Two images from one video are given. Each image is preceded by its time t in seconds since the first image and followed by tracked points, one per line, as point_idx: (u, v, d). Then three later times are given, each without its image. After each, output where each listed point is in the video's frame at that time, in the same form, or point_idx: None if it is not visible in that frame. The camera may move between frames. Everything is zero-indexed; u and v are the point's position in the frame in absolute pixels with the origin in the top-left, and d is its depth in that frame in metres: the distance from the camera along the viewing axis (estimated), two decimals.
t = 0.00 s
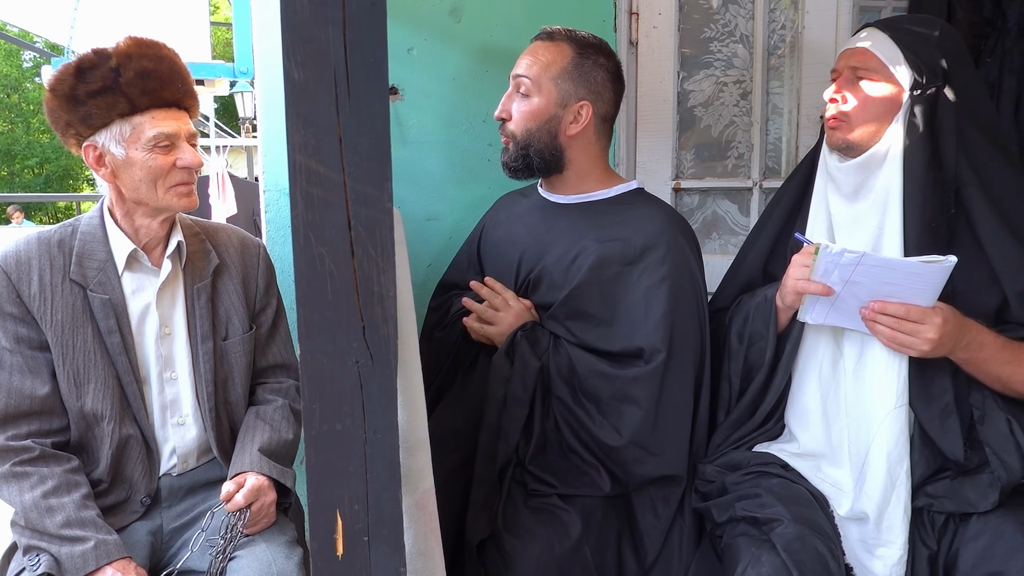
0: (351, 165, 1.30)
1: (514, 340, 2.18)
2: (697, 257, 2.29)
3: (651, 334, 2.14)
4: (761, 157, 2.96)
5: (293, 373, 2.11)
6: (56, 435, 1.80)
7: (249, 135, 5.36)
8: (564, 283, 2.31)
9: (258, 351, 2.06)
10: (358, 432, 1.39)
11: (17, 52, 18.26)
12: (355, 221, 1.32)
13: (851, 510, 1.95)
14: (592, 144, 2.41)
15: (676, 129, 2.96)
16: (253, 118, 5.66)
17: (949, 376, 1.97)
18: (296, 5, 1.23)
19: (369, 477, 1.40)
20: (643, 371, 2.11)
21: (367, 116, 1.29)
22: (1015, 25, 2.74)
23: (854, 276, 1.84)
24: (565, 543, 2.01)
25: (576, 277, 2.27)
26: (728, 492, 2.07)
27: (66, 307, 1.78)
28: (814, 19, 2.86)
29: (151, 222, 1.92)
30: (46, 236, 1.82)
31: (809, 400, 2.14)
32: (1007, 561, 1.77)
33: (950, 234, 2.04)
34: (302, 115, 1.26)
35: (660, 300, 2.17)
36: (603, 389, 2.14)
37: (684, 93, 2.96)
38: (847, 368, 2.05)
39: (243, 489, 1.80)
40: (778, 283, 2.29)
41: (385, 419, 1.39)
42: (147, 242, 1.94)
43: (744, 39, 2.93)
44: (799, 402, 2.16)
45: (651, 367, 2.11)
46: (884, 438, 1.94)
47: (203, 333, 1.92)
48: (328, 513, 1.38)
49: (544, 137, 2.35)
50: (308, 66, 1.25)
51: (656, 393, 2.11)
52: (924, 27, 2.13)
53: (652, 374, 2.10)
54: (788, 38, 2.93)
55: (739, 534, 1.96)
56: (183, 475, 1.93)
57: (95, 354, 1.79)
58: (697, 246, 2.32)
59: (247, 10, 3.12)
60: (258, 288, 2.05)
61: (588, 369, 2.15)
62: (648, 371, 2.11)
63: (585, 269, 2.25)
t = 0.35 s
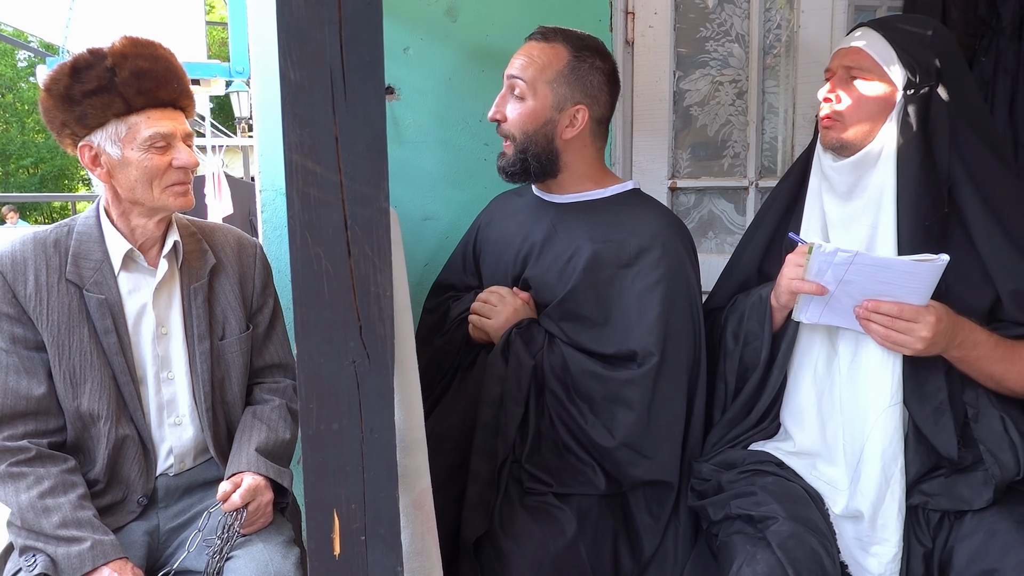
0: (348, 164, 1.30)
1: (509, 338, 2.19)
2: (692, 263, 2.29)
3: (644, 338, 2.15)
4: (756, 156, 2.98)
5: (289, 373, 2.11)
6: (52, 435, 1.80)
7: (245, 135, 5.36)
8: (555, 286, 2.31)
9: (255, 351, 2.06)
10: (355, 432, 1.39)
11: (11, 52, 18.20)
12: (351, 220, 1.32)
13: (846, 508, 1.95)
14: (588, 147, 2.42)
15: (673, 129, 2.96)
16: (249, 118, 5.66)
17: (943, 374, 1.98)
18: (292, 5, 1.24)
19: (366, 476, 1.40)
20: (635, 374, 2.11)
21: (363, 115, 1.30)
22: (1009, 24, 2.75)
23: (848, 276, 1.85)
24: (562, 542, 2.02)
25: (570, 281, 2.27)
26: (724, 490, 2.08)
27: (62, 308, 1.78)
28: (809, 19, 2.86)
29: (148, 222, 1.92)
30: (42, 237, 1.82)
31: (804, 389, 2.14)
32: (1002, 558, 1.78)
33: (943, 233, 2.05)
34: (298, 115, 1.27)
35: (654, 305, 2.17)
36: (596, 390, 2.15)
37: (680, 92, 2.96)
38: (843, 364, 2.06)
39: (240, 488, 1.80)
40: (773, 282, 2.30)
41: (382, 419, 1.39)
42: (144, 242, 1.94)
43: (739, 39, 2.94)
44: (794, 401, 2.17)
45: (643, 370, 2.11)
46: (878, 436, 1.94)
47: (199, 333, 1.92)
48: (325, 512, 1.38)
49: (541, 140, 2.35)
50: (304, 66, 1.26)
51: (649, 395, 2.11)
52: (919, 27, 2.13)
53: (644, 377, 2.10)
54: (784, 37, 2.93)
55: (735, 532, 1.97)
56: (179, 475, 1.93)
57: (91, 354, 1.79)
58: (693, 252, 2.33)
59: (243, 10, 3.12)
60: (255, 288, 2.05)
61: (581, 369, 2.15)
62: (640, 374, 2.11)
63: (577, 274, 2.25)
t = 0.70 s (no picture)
0: (346, 166, 1.31)
1: (515, 337, 2.21)
2: (700, 259, 2.31)
3: (652, 338, 2.15)
4: (754, 158, 3.00)
5: (288, 374, 2.12)
6: (50, 435, 1.80)
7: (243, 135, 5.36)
8: (569, 279, 2.31)
9: (253, 352, 2.06)
10: (353, 433, 1.39)
11: (8, 51, 18.16)
12: (350, 222, 1.32)
13: (843, 509, 1.96)
14: (605, 148, 2.44)
15: (670, 132, 2.97)
16: (247, 118, 5.66)
17: (939, 376, 1.99)
18: (291, 6, 1.24)
19: (364, 477, 1.40)
20: (641, 374, 2.11)
21: (362, 117, 1.30)
22: (1005, 27, 2.77)
23: (845, 279, 1.86)
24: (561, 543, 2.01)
25: (582, 275, 2.28)
26: (721, 492, 2.09)
27: (60, 308, 1.78)
28: (806, 21, 2.89)
29: (146, 222, 1.92)
30: (40, 237, 1.81)
31: (801, 395, 2.15)
32: (997, 560, 1.79)
33: (940, 235, 2.05)
34: (297, 116, 1.27)
35: (661, 307, 2.18)
36: (601, 389, 2.14)
37: (678, 94, 2.96)
38: (841, 363, 2.06)
39: (238, 490, 1.80)
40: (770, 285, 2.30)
41: (380, 420, 1.39)
42: (142, 243, 1.94)
43: (737, 41, 2.95)
44: (791, 402, 2.18)
45: (649, 370, 2.11)
46: (876, 437, 1.95)
47: (198, 333, 1.92)
48: (323, 513, 1.38)
49: (561, 140, 2.36)
50: (304, 67, 1.26)
51: (653, 395, 2.11)
52: (915, 30, 2.14)
53: (649, 376, 2.11)
54: (781, 39, 2.96)
55: (732, 534, 1.97)
56: (177, 476, 1.92)
57: (89, 354, 1.79)
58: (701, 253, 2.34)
59: (241, 10, 3.12)
60: (253, 289, 2.06)
61: (587, 368, 2.16)
62: (646, 373, 2.11)
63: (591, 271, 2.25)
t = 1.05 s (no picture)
0: (345, 172, 1.31)
1: (530, 363, 2.18)
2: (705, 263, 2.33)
3: (668, 349, 2.16)
4: (752, 162, 3.02)
5: (287, 380, 2.12)
6: (49, 441, 1.80)
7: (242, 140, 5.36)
8: (570, 291, 2.32)
9: (252, 357, 2.06)
10: (351, 439, 1.40)
11: (7, 56, 18.12)
12: (349, 229, 1.33)
13: (841, 514, 1.96)
14: (609, 156, 2.44)
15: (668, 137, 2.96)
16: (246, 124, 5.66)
17: (937, 381, 1.99)
18: (290, 14, 1.24)
19: (362, 483, 1.40)
20: (663, 387, 2.12)
21: (360, 124, 1.30)
22: (1003, 33, 2.78)
23: (844, 283, 1.85)
24: (563, 548, 2.01)
25: (584, 288, 2.29)
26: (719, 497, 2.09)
27: (59, 314, 1.78)
28: (804, 27, 2.92)
29: (144, 228, 1.92)
30: (40, 243, 1.82)
31: (799, 400, 2.15)
32: (995, 565, 1.80)
33: (938, 241, 2.06)
34: (296, 124, 1.27)
35: (674, 317, 2.19)
36: (621, 406, 2.15)
37: (677, 99, 2.96)
38: (839, 368, 2.07)
39: (236, 495, 1.80)
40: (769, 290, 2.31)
41: (379, 426, 1.40)
42: (141, 248, 1.94)
43: (735, 46, 2.95)
44: (789, 406, 2.18)
45: (670, 382, 2.12)
46: (875, 444, 1.95)
47: (197, 339, 1.92)
48: (322, 519, 1.38)
49: (565, 148, 2.35)
50: (303, 74, 1.26)
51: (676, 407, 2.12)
52: (913, 36, 2.16)
53: (671, 390, 2.12)
54: (779, 44, 2.97)
55: (730, 539, 1.97)
56: (175, 481, 1.92)
57: (88, 360, 1.79)
58: (707, 256, 2.35)
59: (240, 16, 3.12)
60: (252, 294, 2.06)
61: (605, 388, 2.17)
62: (667, 387, 2.12)
63: (594, 280, 2.27)
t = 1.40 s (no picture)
0: (331, 176, 1.30)
1: (513, 376, 2.21)
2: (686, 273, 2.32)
3: (650, 360, 2.16)
4: (739, 169, 3.02)
5: (272, 386, 2.10)
6: (30, 448, 1.78)
7: (229, 147, 5.33)
8: (551, 303, 2.31)
9: (237, 363, 2.05)
10: (335, 445, 1.38)
11: None
12: (334, 233, 1.32)
13: (826, 519, 1.96)
14: (587, 164, 2.44)
15: (656, 142, 2.97)
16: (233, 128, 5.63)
17: (922, 387, 2.00)
18: (276, 17, 1.24)
19: (346, 490, 1.39)
20: (644, 400, 2.12)
21: (346, 128, 1.30)
22: (986, 41, 2.83)
23: (831, 287, 1.86)
24: (548, 555, 2.00)
25: (563, 301, 2.28)
26: (706, 503, 2.09)
27: (42, 319, 1.77)
28: (790, 34, 2.93)
29: (129, 232, 1.91)
30: (22, 247, 1.80)
31: (783, 411, 2.15)
32: (980, 570, 1.80)
33: (924, 247, 2.07)
34: (282, 127, 1.26)
35: (656, 326, 2.19)
36: (604, 419, 2.14)
37: (664, 105, 2.98)
38: (825, 373, 2.07)
39: (219, 502, 1.79)
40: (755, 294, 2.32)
41: (363, 431, 1.39)
42: (125, 253, 1.92)
43: (722, 53, 2.97)
44: (773, 411, 2.19)
45: (651, 395, 2.12)
46: (860, 448, 1.96)
47: (181, 345, 1.91)
48: (305, 526, 1.37)
49: (541, 159, 2.35)
50: (288, 78, 1.26)
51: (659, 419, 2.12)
52: (899, 44, 2.16)
53: (653, 403, 2.12)
54: (766, 52, 2.99)
55: (716, 545, 1.97)
56: (159, 488, 1.90)
57: (71, 366, 1.77)
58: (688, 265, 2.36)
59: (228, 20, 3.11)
60: (238, 300, 2.04)
61: (587, 402, 2.16)
62: (649, 400, 2.12)
63: (574, 291, 2.26)
